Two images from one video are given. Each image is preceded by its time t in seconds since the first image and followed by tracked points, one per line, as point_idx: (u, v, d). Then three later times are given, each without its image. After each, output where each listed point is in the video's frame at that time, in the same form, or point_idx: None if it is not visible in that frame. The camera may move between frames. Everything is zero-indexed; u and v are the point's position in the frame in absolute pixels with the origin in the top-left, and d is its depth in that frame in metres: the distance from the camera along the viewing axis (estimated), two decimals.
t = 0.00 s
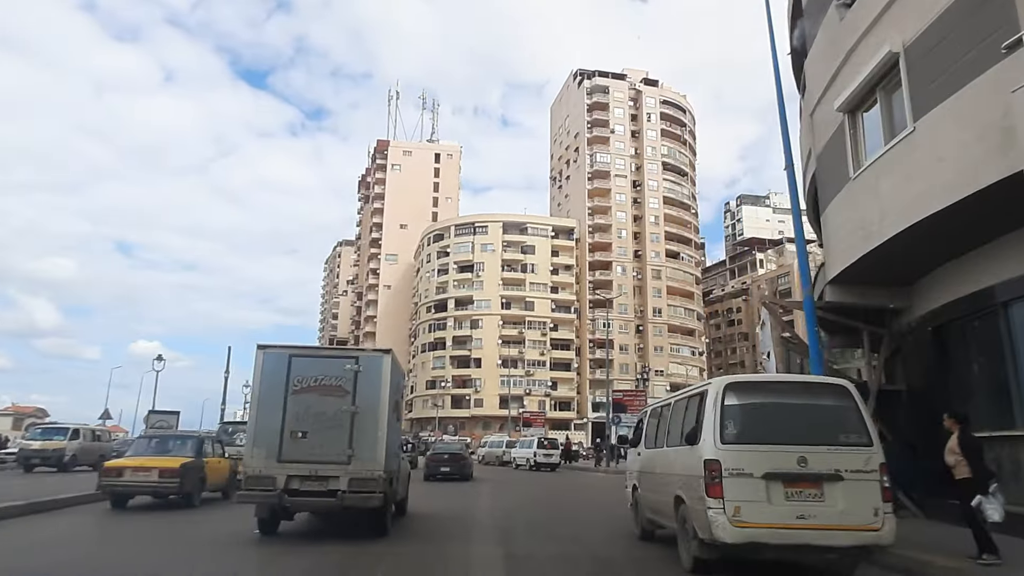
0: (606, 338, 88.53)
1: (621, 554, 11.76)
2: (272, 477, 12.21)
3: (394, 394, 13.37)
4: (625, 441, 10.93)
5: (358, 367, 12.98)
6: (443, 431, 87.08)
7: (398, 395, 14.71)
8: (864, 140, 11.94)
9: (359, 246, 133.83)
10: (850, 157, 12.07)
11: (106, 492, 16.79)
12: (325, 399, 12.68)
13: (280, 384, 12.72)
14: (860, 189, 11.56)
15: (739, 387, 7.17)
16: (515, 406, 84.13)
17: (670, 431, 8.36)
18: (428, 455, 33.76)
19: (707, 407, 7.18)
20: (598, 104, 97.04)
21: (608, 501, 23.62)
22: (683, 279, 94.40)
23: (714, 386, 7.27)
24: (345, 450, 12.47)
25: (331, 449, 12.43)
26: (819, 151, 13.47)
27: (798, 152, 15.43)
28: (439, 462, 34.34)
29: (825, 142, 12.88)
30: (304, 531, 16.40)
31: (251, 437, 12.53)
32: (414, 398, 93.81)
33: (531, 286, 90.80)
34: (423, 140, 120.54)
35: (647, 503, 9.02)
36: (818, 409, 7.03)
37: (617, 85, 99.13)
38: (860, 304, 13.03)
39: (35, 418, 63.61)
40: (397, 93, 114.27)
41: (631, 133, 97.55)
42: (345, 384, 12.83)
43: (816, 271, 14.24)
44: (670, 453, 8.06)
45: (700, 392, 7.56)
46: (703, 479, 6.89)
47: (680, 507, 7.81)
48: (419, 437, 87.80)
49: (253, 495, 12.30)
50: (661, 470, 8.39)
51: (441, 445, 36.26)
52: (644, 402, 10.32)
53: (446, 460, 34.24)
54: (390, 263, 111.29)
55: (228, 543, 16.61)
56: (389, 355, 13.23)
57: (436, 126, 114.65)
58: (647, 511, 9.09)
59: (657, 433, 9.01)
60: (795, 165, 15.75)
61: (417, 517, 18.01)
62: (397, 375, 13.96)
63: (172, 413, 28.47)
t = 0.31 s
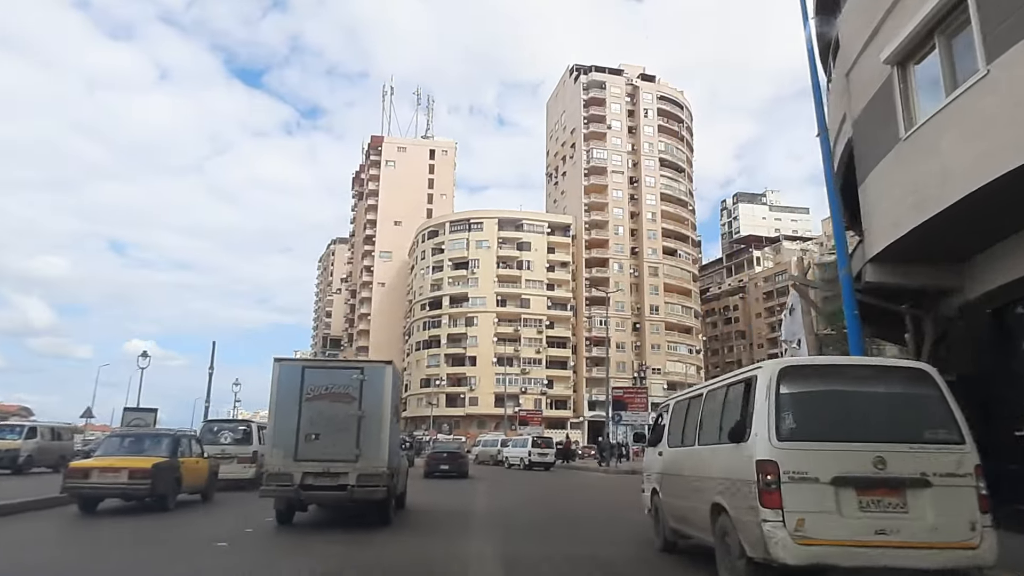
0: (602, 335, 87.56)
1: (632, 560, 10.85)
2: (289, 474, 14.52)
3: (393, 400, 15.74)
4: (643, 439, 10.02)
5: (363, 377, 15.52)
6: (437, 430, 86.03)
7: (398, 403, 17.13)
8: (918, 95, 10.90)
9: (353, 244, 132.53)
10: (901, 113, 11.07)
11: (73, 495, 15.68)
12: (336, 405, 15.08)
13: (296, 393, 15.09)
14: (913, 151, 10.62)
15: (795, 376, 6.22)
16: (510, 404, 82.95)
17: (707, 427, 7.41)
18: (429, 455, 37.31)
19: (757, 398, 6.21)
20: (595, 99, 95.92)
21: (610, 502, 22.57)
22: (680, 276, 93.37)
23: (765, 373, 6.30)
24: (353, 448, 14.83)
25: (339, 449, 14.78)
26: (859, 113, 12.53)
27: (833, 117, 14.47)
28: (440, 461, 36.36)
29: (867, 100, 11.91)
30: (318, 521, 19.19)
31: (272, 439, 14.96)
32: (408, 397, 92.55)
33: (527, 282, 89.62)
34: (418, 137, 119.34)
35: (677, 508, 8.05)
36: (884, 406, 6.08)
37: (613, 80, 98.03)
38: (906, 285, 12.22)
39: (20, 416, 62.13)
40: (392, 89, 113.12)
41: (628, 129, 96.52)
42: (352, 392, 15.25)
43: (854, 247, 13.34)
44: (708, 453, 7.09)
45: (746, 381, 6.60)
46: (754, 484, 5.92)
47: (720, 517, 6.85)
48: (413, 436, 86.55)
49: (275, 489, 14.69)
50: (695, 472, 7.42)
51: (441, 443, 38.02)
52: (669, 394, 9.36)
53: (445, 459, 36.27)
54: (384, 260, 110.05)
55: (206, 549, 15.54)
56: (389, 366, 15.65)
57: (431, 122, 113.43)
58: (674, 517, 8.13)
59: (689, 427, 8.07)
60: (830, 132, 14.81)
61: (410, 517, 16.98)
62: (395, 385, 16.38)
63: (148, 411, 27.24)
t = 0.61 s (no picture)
0: (599, 333, 86.54)
1: None
2: (301, 469, 17.26)
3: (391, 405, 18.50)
4: (677, 434, 8.91)
5: (366, 386, 18.38)
6: (431, 429, 84.74)
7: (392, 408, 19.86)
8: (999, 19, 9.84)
9: (346, 241, 130.97)
10: (980, 44, 10.07)
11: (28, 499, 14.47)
12: (342, 409, 17.86)
13: (309, 398, 17.80)
14: (997, 89, 9.71)
15: (895, 356, 5.03)
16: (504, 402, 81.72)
17: (770, 421, 6.25)
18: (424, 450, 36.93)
19: (848, 382, 5.03)
20: (592, 94, 94.61)
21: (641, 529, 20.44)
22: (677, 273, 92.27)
23: (859, 345, 5.09)
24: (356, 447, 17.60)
25: (344, 448, 17.54)
26: (921, 56, 11.66)
27: (884, 61, 13.51)
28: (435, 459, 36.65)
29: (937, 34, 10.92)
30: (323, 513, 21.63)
31: (286, 439, 17.77)
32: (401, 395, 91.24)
33: (522, 279, 88.32)
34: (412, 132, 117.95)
35: (727, 516, 6.95)
36: (1005, 397, 4.97)
37: (610, 75, 96.84)
38: (970, 257, 11.93)
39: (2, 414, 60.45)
40: (386, 84, 111.79)
41: (624, 124, 95.37)
42: (356, 398, 18.01)
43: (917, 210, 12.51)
44: (774, 455, 5.94)
45: (829, 363, 5.40)
46: (851, 497, 4.76)
47: (791, 533, 5.73)
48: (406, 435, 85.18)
49: (289, 482, 17.53)
50: (756, 477, 6.29)
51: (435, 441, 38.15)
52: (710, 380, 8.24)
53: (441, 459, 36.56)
54: (377, 257, 108.64)
55: (176, 557, 14.26)
56: (387, 377, 18.40)
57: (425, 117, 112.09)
58: (723, 527, 7.02)
59: (742, 420, 6.94)
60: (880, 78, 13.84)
61: (396, 549, 15.69)
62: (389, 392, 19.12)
63: (120, 408, 25.85)
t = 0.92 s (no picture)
0: (595, 331, 85.47)
1: None
2: (304, 467, 19.09)
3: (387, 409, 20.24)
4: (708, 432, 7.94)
5: (363, 391, 20.13)
6: (424, 429, 83.52)
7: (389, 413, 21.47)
8: None
9: (340, 239, 129.48)
10: None
11: None
12: (343, 412, 19.56)
13: (311, 402, 19.61)
14: None
15: None
16: (499, 401, 80.58)
17: (850, 411, 5.09)
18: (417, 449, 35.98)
19: (979, 356, 3.86)
20: (588, 89, 93.59)
21: (658, 529, 19.31)
22: (674, 270, 91.24)
23: (987, 308, 3.92)
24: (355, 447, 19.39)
25: (344, 447, 19.26)
26: None
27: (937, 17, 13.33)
28: (427, 458, 36.02)
29: None
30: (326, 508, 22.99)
31: (290, 439, 19.55)
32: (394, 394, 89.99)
33: (517, 276, 87.13)
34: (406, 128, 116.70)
35: (787, 525, 5.83)
36: None
37: (607, 70, 95.85)
38: None
39: None
40: (380, 79, 110.61)
41: (621, 120, 94.30)
42: (355, 402, 19.82)
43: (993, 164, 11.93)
44: (860, 455, 4.78)
45: (942, 331, 4.23)
46: (997, 512, 3.59)
47: (884, 552, 4.59)
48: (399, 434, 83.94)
49: (294, 477, 19.36)
50: (832, 482, 5.14)
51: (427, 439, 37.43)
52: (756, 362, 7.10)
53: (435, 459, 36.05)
54: (371, 254, 107.33)
55: (138, 563, 13.05)
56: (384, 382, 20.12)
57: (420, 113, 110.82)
58: (781, 538, 5.90)
59: (803, 410, 5.81)
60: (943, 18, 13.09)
61: (384, 553, 14.47)
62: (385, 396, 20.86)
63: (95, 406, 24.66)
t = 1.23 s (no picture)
0: (592, 329, 84.38)
1: None
2: (305, 463, 20.45)
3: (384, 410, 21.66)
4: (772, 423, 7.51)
5: (361, 393, 21.43)
6: (418, 428, 82.19)
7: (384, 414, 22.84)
8: None
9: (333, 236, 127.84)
10: None
11: None
12: (341, 413, 20.90)
13: (312, 404, 20.90)
14: None
15: None
16: (495, 400, 79.36)
17: (964, 401, 4.43)
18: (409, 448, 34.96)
19: None
20: (585, 84, 92.44)
21: (669, 529, 18.33)
22: (672, 268, 90.21)
23: None
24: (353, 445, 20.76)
25: (343, 446, 20.69)
26: None
27: None
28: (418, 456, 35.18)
29: None
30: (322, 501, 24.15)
31: (293, 438, 20.88)
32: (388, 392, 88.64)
33: (513, 273, 85.89)
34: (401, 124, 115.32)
35: (883, 542, 5.20)
36: None
37: (604, 65, 94.70)
38: None
39: None
40: (374, 74, 109.18)
41: (618, 115, 93.17)
42: (353, 404, 21.15)
43: None
44: (989, 454, 4.09)
45: None
46: None
47: None
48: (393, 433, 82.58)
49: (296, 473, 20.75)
50: (946, 493, 4.45)
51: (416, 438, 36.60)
52: (834, 347, 6.44)
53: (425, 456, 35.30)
54: (365, 251, 105.93)
55: (100, 570, 11.88)
56: (380, 386, 21.43)
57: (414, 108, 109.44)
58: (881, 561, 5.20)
59: (896, 400, 5.16)
60: None
61: (374, 559, 13.35)
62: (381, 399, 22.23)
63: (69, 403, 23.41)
